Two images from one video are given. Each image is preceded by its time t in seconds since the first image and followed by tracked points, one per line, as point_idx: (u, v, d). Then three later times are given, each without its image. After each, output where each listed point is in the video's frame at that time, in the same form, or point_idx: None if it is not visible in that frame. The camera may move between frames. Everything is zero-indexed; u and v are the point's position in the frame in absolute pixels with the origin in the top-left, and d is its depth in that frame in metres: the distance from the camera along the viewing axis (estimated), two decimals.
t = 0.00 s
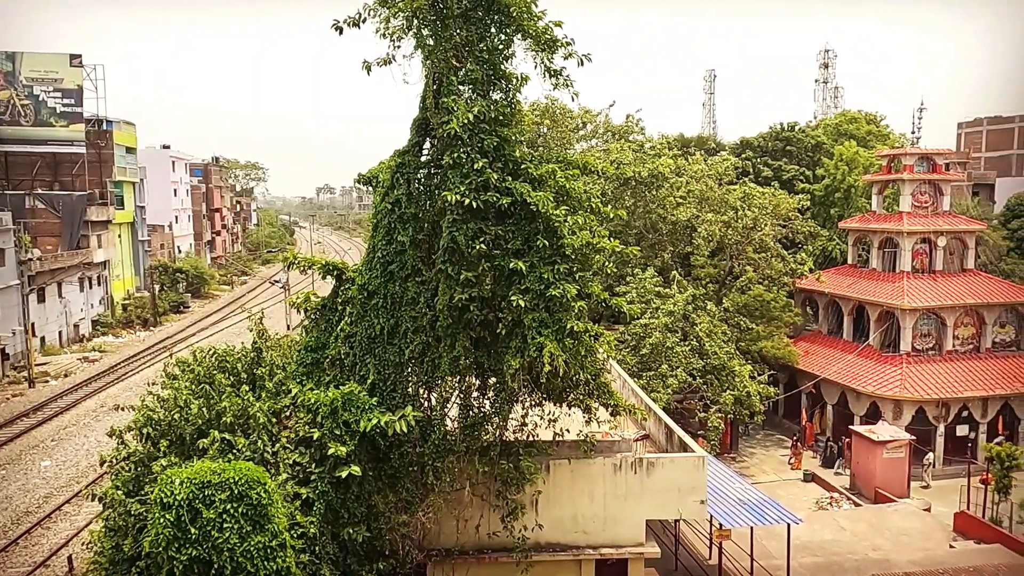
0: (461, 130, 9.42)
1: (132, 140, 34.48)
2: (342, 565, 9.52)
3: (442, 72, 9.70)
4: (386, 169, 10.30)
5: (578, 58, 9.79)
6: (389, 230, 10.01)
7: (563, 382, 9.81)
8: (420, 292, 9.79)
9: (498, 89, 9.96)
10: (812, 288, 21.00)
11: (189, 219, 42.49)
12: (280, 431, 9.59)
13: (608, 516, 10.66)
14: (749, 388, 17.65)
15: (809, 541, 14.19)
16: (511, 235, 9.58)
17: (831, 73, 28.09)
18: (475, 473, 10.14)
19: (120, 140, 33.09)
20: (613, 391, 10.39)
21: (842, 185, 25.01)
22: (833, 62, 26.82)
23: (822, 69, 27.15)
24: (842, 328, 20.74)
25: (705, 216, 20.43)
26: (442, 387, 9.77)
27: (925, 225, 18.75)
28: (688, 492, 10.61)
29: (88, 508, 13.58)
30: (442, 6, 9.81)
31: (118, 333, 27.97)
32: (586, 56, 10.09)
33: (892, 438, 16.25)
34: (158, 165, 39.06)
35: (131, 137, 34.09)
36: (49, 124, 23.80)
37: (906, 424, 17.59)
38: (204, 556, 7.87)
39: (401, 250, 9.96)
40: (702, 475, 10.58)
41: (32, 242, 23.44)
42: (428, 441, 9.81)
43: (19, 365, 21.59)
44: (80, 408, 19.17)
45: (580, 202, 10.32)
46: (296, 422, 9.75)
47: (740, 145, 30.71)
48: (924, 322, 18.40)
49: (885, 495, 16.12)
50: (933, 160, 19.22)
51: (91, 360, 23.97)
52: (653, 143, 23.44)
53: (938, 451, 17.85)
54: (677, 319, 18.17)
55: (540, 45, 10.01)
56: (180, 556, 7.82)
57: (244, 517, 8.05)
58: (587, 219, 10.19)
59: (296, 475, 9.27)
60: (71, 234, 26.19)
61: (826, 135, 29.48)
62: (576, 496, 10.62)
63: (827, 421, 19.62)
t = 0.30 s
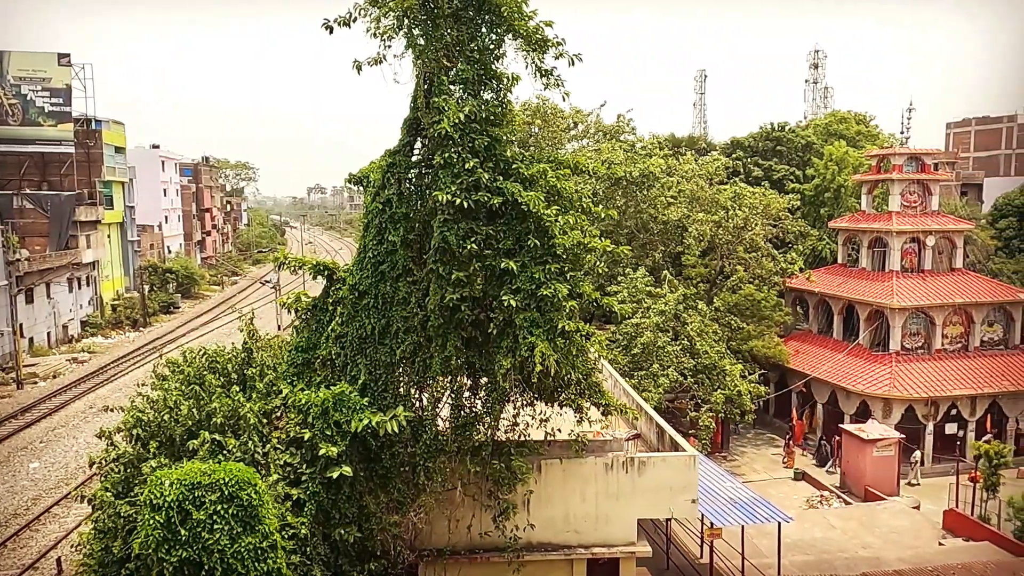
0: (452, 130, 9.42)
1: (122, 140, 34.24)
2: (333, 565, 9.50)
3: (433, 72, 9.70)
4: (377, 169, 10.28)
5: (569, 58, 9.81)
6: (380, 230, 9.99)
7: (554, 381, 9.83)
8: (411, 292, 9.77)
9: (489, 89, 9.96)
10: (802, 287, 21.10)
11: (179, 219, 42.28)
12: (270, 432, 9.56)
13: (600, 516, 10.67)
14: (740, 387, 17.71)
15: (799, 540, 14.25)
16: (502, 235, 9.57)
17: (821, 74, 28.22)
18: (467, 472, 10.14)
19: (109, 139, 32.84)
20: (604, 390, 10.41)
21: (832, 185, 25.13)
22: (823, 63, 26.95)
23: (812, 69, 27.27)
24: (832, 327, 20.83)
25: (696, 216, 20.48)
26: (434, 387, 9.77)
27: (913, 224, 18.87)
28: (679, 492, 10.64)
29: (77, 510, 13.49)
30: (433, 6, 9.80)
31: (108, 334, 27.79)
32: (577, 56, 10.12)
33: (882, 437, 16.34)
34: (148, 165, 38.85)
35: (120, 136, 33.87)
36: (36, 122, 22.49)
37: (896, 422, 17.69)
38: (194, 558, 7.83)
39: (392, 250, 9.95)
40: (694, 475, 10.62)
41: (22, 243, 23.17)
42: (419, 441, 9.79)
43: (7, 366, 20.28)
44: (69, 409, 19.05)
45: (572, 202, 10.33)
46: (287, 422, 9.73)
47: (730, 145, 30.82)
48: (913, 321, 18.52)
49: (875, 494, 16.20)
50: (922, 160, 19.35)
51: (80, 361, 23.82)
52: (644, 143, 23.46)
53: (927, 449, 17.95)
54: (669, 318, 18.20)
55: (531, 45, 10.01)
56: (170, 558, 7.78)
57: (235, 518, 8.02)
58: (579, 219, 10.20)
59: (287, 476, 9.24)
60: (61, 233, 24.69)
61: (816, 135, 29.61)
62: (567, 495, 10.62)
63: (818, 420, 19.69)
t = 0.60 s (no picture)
0: (443, 130, 9.41)
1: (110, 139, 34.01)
2: (324, 566, 9.48)
3: (424, 71, 9.69)
4: (367, 169, 10.26)
5: (559, 58, 9.84)
6: (371, 230, 9.96)
7: (545, 381, 9.83)
8: (402, 292, 9.75)
9: (479, 89, 9.96)
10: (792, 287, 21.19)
11: (168, 219, 42.06)
12: (260, 433, 9.53)
13: (591, 515, 10.69)
14: (731, 387, 17.77)
15: (790, 538, 14.30)
16: (493, 235, 9.57)
17: (811, 74, 28.33)
18: (458, 472, 10.13)
19: (98, 139, 32.60)
20: (596, 389, 10.42)
21: (822, 185, 25.24)
22: (812, 63, 27.07)
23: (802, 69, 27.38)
24: (822, 326, 20.93)
25: (687, 215, 20.53)
26: (425, 387, 9.75)
27: (902, 224, 18.98)
28: (670, 491, 10.67)
29: (66, 512, 13.41)
30: (423, 5, 9.79)
31: (97, 334, 27.57)
32: (568, 56, 10.15)
33: (872, 435, 16.43)
34: (137, 164, 38.64)
35: (109, 136, 33.65)
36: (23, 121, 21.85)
37: (885, 421, 17.78)
38: (184, 560, 7.81)
39: (383, 249, 9.92)
40: (685, 474, 10.65)
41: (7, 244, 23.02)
42: (410, 441, 9.77)
43: None
44: (57, 411, 18.92)
45: (562, 201, 10.35)
46: (278, 423, 9.70)
47: (721, 145, 30.92)
48: (902, 320, 18.63)
49: (864, 492, 16.29)
50: (910, 160, 19.48)
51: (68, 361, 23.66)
52: (635, 143, 23.49)
53: (916, 448, 18.05)
54: (659, 318, 18.23)
55: (521, 44, 10.02)
56: (159, 559, 7.75)
57: (225, 519, 7.99)
58: (569, 218, 10.22)
59: (278, 477, 9.21)
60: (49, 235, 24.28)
61: (806, 135, 29.73)
62: (559, 495, 10.63)
63: (808, 419, 19.78)
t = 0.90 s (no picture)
0: (434, 130, 9.41)
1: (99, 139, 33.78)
2: (315, 567, 9.47)
3: (414, 71, 9.68)
4: (358, 169, 10.25)
5: (549, 58, 9.87)
6: (362, 229, 9.94)
7: (536, 381, 9.84)
8: (392, 291, 9.73)
9: (470, 88, 9.96)
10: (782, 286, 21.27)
11: (157, 219, 41.85)
12: (251, 434, 9.49)
13: (582, 514, 10.71)
14: (721, 386, 17.83)
15: (780, 537, 14.37)
16: (483, 235, 9.57)
17: (801, 74, 28.46)
18: (449, 472, 10.12)
19: (86, 138, 32.35)
20: (586, 389, 10.43)
21: (811, 184, 25.36)
22: (801, 63, 27.19)
23: (791, 69, 27.50)
24: (812, 325, 21.01)
25: (677, 215, 20.58)
26: (416, 387, 9.74)
27: (891, 223, 19.09)
28: (662, 490, 10.69)
29: (54, 514, 13.32)
30: (414, 5, 9.79)
31: (86, 335, 27.33)
32: (558, 57, 10.18)
33: (861, 433, 16.52)
34: (126, 164, 38.41)
35: (97, 135, 33.40)
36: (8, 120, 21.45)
37: (875, 419, 17.88)
38: (173, 561, 7.78)
39: (373, 249, 9.91)
40: (676, 473, 10.67)
41: None
42: (401, 441, 9.74)
43: None
44: (45, 412, 18.79)
45: (552, 200, 10.36)
46: (268, 423, 9.66)
47: (711, 145, 31.02)
48: (891, 319, 18.73)
49: (854, 490, 16.37)
50: (899, 160, 19.61)
51: (57, 361, 23.63)
52: (626, 143, 23.51)
53: (905, 446, 18.15)
54: (650, 317, 18.27)
55: (512, 44, 10.02)
56: (148, 561, 7.72)
57: (215, 520, 7.96)
58: (560, 218, 10.24)
59: (268, 478, 9.18)
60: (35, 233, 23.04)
61: (795, 135, 29.87)
62: (550, 495, 10.64)
63: (798, 418, 19.86)
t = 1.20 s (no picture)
0: (424, 129, 9.40)
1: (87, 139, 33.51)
2: (305, 568, 9.44)
3: (404, 70, 9.67)
4: (348, 168, 10.23)
5: (540, 57, 9.88)
6: (352, 229, 9.92)
7: (527, 381, 9.86)
8: (383, 291, 9.72)
9: (460, 88, 9.95)
10: (771, 285, 21.37)
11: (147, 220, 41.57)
12: (240, 435, 9.46)
13: (573, 514, 10.72)
14: (712, 384, 17.88)
15: (769, 535, 14.44)
16: (474, 235, 9.56)
17: (790, 74, 28.58)
18: (440, 472, 10.11)
19: (75, 138, 32.05)
20: (577, 388, 10.45)
21: (800, 184, 25.48)
22: (791, 63, 27.32)
23: (781, 70, 27.62)
24: (801, 324, 21.11)
25: (667, 215, 20.63)
26: (407, 387, 9.74)
27: (880, 223, 19.22)
28: (652, 489, 10.71)
29: (42, 517, 13.22)
30: (404, 4, 9.77)
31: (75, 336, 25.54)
32: (548, 57, 10.21)
33: (850, 432, 16.61)
34: (114, 164, 38.15)
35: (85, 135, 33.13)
36: None
37: (864, 417, 17.98)
38: (163, 563, 7.74)
39: (364, 249, 9.88)
40: (667, 472, 10.70)
41: None
42: (392, 442, 9.73)
43: None
44: (32, 413, 18.66)
45: (543, 200, 10.36)
46: (258, 424, 9.62)
47: (701, 144, 31.10)
48: (880, 318, 18.85)
49: (843, 488, 16.45)
50: (887, 160, 19.75)
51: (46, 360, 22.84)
52: (616, 142, 23.53)
53: (894, 444, 18.26)
54: (640, 317, 18.31)
55: (502, 44, 10.02)
56: (137, 563, 7.67)
57: (204, 521, 7.93)
58: (550, 217, 10.25)
59: (257, 479, 9.15)
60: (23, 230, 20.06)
61: (785, 135, 29.99)
62: (541, 494, 10.65)
63: (788, 416, 19.95)
